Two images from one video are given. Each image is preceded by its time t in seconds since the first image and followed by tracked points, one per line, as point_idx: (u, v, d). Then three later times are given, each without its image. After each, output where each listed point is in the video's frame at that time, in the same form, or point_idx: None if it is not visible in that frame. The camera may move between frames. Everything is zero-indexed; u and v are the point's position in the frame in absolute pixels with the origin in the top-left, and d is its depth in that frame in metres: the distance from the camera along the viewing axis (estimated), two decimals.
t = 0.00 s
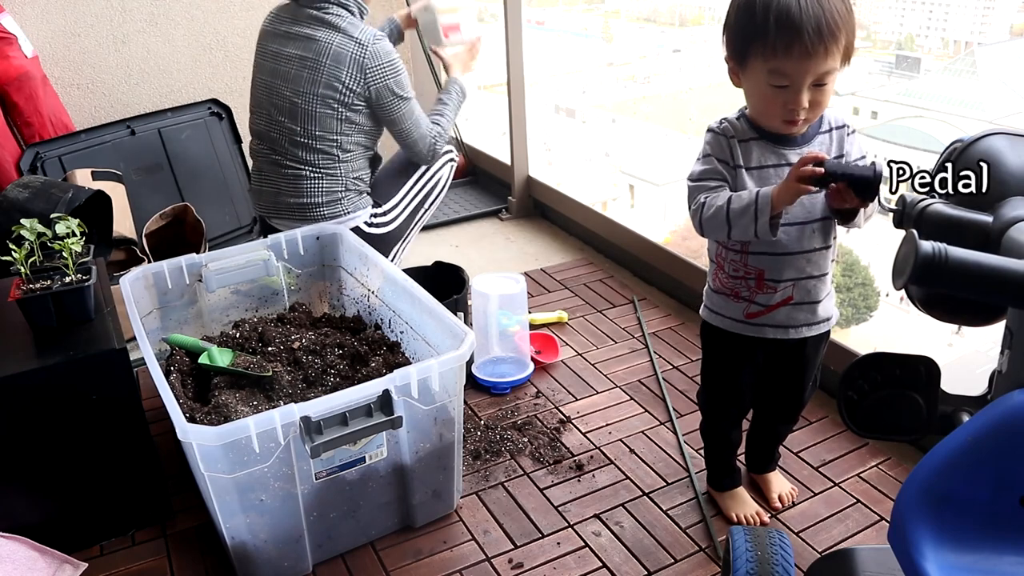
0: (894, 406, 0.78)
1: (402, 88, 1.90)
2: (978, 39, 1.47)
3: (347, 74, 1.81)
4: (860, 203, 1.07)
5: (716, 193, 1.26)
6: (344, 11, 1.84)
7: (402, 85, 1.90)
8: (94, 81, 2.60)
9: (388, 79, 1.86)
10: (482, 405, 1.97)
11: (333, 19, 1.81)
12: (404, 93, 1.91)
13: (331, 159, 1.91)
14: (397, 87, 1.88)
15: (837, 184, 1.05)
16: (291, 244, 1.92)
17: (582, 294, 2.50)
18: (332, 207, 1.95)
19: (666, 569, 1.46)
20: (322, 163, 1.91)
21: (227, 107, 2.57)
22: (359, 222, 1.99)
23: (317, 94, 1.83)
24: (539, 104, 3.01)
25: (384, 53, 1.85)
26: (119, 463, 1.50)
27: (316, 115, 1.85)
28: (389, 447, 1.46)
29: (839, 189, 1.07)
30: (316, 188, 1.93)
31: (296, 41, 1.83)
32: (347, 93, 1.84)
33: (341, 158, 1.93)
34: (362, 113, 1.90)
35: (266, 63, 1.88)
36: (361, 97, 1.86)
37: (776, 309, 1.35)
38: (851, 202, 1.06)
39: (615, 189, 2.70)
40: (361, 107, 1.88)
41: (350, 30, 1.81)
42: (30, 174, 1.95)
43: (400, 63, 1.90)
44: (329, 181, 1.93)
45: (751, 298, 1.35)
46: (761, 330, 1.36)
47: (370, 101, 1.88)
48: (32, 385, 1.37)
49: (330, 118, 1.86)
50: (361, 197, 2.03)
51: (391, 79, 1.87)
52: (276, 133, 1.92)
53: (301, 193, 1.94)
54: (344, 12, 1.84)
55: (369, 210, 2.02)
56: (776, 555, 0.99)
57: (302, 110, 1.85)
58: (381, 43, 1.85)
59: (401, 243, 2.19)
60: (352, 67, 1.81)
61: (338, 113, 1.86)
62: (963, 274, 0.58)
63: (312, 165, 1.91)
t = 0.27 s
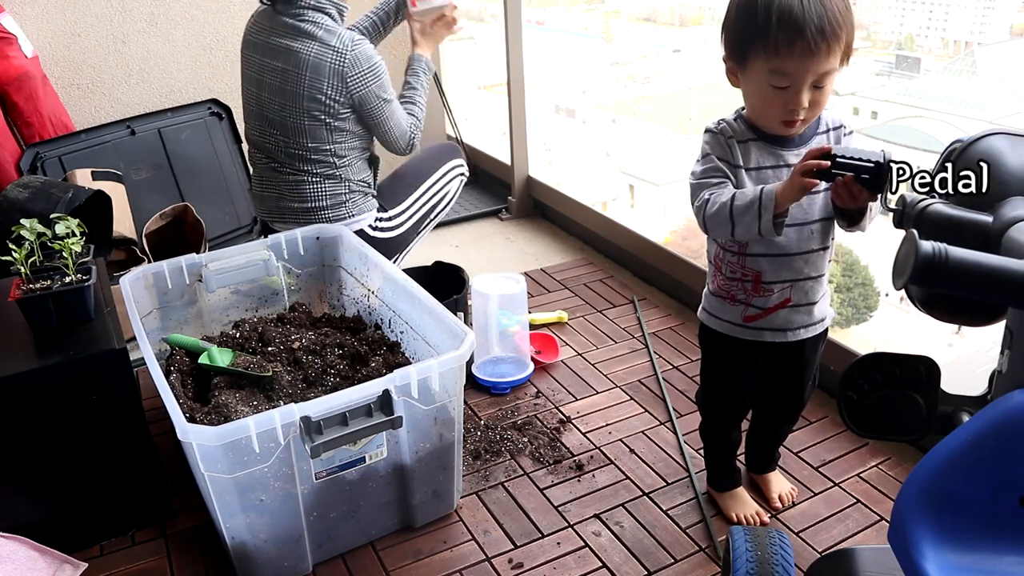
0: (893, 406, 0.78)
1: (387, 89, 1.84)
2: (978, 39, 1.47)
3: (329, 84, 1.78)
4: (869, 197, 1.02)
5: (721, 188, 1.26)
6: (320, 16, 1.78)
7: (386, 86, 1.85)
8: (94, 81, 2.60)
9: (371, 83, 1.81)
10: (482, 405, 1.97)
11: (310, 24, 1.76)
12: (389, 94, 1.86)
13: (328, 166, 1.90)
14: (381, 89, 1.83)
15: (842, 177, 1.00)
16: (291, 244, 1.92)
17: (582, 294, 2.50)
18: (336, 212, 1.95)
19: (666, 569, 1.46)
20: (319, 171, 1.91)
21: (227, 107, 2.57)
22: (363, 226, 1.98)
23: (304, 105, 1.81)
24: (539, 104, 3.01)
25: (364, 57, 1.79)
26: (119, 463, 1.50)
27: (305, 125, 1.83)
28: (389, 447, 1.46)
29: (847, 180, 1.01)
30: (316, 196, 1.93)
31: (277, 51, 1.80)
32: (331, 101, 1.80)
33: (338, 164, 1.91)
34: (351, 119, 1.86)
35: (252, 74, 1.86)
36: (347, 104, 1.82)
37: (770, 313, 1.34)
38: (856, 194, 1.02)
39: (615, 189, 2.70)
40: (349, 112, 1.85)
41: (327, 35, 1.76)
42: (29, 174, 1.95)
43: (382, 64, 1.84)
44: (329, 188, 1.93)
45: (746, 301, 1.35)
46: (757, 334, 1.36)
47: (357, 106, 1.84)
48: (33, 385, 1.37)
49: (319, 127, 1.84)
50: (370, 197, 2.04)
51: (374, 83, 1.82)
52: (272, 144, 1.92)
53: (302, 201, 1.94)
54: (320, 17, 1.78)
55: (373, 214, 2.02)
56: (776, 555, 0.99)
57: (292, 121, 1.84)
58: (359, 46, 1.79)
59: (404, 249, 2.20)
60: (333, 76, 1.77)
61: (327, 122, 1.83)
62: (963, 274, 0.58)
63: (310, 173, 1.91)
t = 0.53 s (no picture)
0: (893, 406, 0.78)
1: (372, 89, 1.81)
2: (978, 38, 1.47)
3: (311, 88, 1.77)
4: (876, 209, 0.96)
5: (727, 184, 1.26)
6: (301, 18, 1.76)
7: (371, 85, 1.82)
8: (95, 81, 2.60)
9: (353, 84, 1.78)
10: (482, 405, 1.97)
11: (292, 30, 1.75)
12: (375, 93, 1.82)
13: (322, 168, 1.91)
14: (365, 89, 1.80)
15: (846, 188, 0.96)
16: (291, 244, 1.92)
17: (582, 294, 2.50)
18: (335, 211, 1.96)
19: (666, 569, 1.46)
20: (313, 172, 1.92)
21: (227, 107, 2.56)
22: (360, 227, 1.96)
23: (291, 108, 1.81)
24: (539, 104, 3.01)
25: (344, 58, 1.76)
26: (119, 463, 1.50)
27: (295, 129, 1.84)
28: (389, 447, 1.46)
29: (851, 195, 1.04)
30: (313, 197, 1.94)
31: (262, 56, 1.80)
32: (316, 105, 1.79)
33: (332, 165, 1.91)
34: (340, 120, 1.85)
35: (246, 78, 1.88)
36: (332, 106, 1.81)
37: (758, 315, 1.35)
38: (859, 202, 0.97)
39: (615, 189, 2.70)
40: (336, 114, 1.83)
41: (307, 40, 1.74)
42: (29, 174, 1.96)
43: (366, 62, 1.80)
44: (325, 189, 1.94)
45: (735, 300, 1.36)
46: (744, 333, 1.37)
47: (343, 108, 1.82)
48: (33, 385, 1.37)
49: (308, 130, 1.84)
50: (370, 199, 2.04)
51: (356, 84, 1.79)
52: (268, 146, 1.95)
53: (299, 202, 1.96)
54: (301, 19, 1.76)
55: (371, 215, 2.00)
56: (776, 554, 0.99)
57: (282, 124, 1.85)
58: (338, 47, 1.75)
59: (405, 255, 2.19)
60: (315, 80, 1.76)
61: (314, 124, 1.83)
62: (962, 274, 0.58)
63: (305, 175, 1.93)
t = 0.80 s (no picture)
0: (894, 406, 0.78)
1: (362, 90, 1.79)
2: (978, 38, 1.47)
3: (300, 91, 1.76)
4: (869, 246, 0.90)
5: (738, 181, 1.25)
6: (288, 21, 1.75)
7: (360, 85, 1.79)
8: (95, 81, 2.60)
9: (341, 85, 1.77)
10: (482, 405, 1.97)
11: (279, 33, 1.74)
12: (365, 93, 1.80)
13: (319, 170, 1.91)
14: (353, 90, 1.78)
15: (839, 223, 0.90)
16: (291, 244, 1.92)
17: (582, 294, 2.50)
18: (335, 213, 1.96)
19: (666, 569, 1.46)
20: (311, 174, 1.92)
21: (227, 107, 2.56)
22: (360, 230, 1.96)
23: (284, 112, 1.81)
24: (539, 104, 3.01)
25: (330, 60, 1.74)
26: (119, 463, 1.50)
27: (289, 132, 1.85)
28: (389, 447, 1.46)
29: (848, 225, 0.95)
30: (312, 199, 1.95)
31: (255, 60, 1.81)
32: (306, 108, 1.79)
33: (329, 166, 1.91)
34: (333, 122, 1.84)
35: (244, 82, 1.89)
36: (323, 108, 1.80)
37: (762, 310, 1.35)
38: (856, 245, 0.90)
39: (615, 189, 2.70)
40: (328, 116, 1.82)
41: (294, 43, 1.73)
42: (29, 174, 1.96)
43: (354, 62, 1.78)
44: (324, 191, 1.94)
45: (740, 293, 1.36)
46: (749, 327, 1.37)
47: (333, 109, 1.80)
48: (33, 385, 1.37)
49: (302, 133, 1.84)
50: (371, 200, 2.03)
51: (344, 85, 1.77)
52: (268, 149, 1.96)
53: (299, 204, 1.96)
54: (288, 22, 1.75)
55: (370, 218, 2.00)
56: (776, 555, 0.99)
57: (277, 127, 1.86)
58: (324, 48, 1.74)
59: (404, 255, 2.19)
60: (303, 83, 1.75)
61: (307, 127, 1.82)
62: (962, 274, 0.58)
63: (303, 177, 1.93)
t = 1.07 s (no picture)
0: (894, 406, 0.78)
1: (359, 90, 1.79)
2: (978, 38, 1.47)
3: (297, 93, 1.76)
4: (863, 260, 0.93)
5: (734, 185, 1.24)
6: (283, 23, 1.75)
7: (357, 86, 1.79)
8: (95, 81, 2.60)
9: (337, 87, 1.76)
10: (482, 405, 1.97)
11: (276, 35, 1.74)
12: (362, 93, 1.80)
13: (318, 170, 1.91)
14: (350, 91, 1.78)
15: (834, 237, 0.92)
16: (291, 244, 1.92)
17: (582, 294, 2.50)
18: (336, 213, 1.96)
19: (666, 569, 1.46)
20: (311, 175, 1.92)
21: (227, 107, 2.56)
22: (360, 230, 1.96)
23: (282, 114, 1.81)
24: (540, 104, 3.01)
25: (326, 61, 1.74)
26: (119, 463, 1.50)
27: (287, 133, 1.85)
28: (389, 447, 1.46)
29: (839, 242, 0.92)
30: (312, 201, 1.95)
31: (252, 63, 1.81)
32: (304, 110, 1.79)
33: (329, 167, 1.91)
34: (331, 123, 1.84)
35: (242, 85, 1.90)
36: (321, 109, 1.80)
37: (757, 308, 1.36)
38: (850, 258, 0.92)
39: (615, 189, 2.70)
40: (326, 117, 1.82)
41: (290, 44, 1.73)
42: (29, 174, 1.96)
43: (350, 63, 1.78)
44: (324, 192, 1.94)
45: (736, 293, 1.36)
46: (748, 325, 1.37)
47: (331, 111, 1.80)
48: (33, 385, 1.37)
49: (300, 134, 1.84)
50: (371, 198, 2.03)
51: (340, 86, 1.77)
52: (267, 151, 1.96)
53: (300, 206, 1.97)
54: (283, 24, 1.75)
55: (371, 219, 2.00)
56: (776, 555, 0.99)
57: (276, 129, 1.86)
58: (319, 50, 1.73)
59: (405, 256, 2.19)
60: (300, 85, 1.75)
61: (305, 129, 1.83)
62: (963, 274, 0.58)
63: (303, 178, 1.93)
